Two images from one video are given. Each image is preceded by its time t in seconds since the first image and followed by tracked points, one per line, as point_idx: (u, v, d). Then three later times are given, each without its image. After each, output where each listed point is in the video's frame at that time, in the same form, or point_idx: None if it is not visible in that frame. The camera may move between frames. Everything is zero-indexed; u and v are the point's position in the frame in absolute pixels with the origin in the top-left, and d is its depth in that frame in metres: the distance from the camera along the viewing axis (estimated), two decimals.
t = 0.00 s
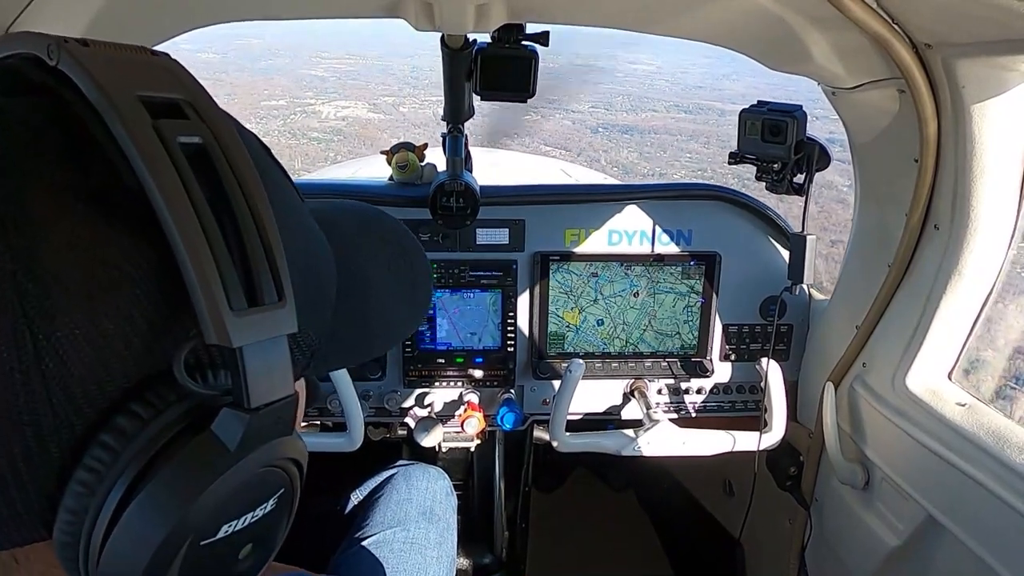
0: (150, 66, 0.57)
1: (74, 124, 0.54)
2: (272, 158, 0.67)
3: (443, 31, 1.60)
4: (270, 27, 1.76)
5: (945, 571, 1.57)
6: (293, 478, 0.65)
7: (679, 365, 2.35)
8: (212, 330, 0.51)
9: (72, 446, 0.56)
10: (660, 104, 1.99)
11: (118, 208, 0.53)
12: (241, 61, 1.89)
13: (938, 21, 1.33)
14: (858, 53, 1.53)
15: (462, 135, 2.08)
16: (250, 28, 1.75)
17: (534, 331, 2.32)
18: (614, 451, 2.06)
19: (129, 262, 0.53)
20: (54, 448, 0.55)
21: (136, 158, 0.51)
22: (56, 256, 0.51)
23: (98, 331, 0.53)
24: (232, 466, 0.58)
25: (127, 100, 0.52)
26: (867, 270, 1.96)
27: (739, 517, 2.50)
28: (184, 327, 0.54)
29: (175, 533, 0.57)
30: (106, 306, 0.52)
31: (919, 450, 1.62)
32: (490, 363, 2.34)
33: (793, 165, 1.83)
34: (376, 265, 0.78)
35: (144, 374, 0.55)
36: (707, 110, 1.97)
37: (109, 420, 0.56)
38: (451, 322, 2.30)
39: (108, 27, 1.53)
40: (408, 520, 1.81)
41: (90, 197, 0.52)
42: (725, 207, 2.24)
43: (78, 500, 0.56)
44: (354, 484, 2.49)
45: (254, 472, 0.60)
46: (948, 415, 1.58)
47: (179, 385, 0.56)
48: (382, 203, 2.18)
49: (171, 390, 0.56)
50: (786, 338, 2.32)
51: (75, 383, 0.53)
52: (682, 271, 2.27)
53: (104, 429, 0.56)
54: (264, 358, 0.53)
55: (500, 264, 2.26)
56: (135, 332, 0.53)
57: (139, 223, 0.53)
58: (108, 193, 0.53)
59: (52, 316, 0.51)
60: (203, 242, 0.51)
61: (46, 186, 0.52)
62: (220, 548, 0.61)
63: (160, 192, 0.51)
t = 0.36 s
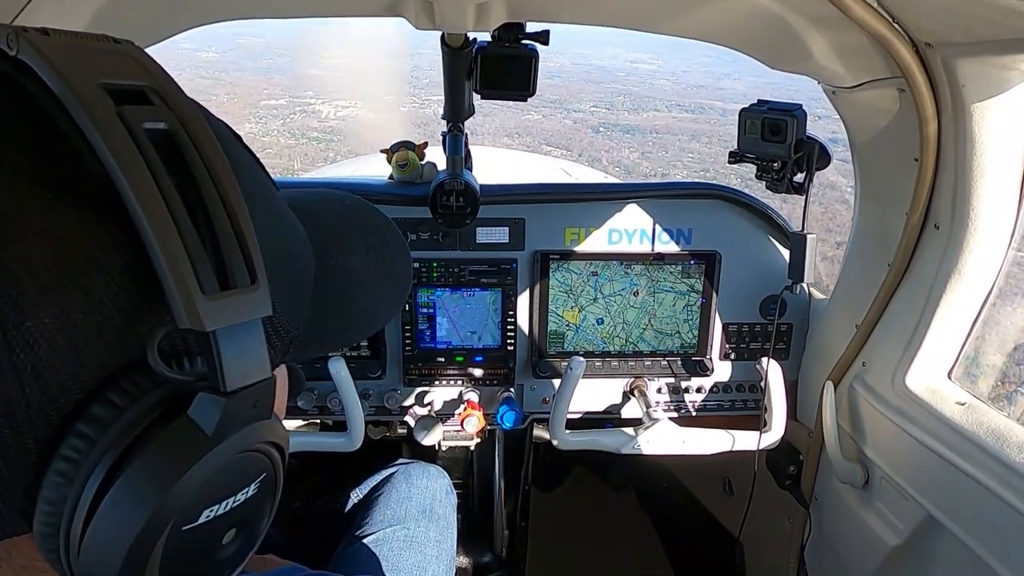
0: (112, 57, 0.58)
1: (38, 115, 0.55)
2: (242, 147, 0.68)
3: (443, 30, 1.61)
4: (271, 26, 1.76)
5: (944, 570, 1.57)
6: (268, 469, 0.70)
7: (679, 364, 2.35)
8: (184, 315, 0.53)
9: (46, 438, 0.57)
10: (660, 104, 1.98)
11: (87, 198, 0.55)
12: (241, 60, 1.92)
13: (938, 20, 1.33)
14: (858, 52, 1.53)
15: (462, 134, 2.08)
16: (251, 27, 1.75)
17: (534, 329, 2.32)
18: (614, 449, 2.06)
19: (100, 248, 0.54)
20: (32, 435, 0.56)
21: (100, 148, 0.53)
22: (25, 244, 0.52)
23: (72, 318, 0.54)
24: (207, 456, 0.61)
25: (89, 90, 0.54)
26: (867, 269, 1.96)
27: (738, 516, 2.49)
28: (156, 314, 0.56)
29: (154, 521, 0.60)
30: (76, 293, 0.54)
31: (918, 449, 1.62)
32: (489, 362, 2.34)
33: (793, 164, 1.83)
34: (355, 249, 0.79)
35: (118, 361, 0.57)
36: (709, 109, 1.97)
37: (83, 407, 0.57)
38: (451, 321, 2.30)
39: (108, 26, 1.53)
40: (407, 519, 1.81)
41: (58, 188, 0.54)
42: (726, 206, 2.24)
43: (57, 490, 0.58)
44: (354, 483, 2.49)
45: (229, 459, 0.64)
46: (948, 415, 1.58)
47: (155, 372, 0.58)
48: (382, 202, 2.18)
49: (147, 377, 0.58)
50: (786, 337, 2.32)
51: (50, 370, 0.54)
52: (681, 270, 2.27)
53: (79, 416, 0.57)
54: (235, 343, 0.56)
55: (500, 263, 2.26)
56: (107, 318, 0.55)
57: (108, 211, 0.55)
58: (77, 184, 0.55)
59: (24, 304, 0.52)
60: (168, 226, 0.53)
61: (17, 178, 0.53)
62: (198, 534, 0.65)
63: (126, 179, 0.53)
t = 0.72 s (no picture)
0: (84, 35, 0.59)
1: (32, 95, 0.57)
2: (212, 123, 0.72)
3: (443, 29, 1.61)
4: (270, 25, 1.76)
5: (943, 570, 1.57)
6: (280, 420, 0.77)
7: (679, 363, 2.35)
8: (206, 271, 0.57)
9: (76, 410, 0.60)
10: (661, 102, 1.96)
11: (94, 173, 0.58)
12: (243, 60, 1.93)
13: (938, 20, 1.33)
14: (857, 52, 1.53)
15: (462, 134, 2.08)
16: (251, 26, 1.75)
17: (534, 328, 2.32)
18: (614, 448, 2.06)
19: (111, 221, 0.58)
20: (62, 404, 0.59)
21: (102, 120, 0.55)
22: (35, 224, 0.55)
23: (89, 286, 0.57)
24: (238, 414, 0.68)
25: (74, 65, 0.55)
26: (867, 268, 1.96)
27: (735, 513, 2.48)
28: (167, 281, 0.61)
29: (195, 477, 0.67)
30: (89, 262, 0.57)
31: (918, 448, 1.63)
32: (489, 361, 2.34)
33: (793, 164, 1.83)
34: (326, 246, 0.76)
35: (136, 329, 0.60)
36: (711, 106, 1.97)
37: (110, 373, 0.61)
38: (451, 320, 2.30)
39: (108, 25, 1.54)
40: (407, 518, 1.81)
41: (64, 164, 0.57)
42: (725, 205, 2.24)
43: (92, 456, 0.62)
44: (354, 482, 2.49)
45: (253, 411, 0.70)
46: (947, 414, 1.58)
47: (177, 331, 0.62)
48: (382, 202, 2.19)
49: (166, 340, 0.63)
50: (786, 337, 2.32)
51: (73, 340, 0.58)
52: (681, 269, 2.27)
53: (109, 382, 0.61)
54: (254, 300, 0.61)
55: (500, 262, 2.26)
56: (121, 281, 0.59)
57: (114, 185, 0.58)
58: (83, 159, 0.57)
59: (44, 278, 0.55)
60: (166, 187, 0.56)
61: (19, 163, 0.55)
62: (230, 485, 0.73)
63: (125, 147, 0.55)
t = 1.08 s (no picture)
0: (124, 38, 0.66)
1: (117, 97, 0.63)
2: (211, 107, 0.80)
3: (443, 29, 1.60)
4: (270, 25, 1.75)
5: (944, 570, 1.57)
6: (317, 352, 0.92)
7: (679, 363, 2.35)
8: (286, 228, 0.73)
9: (201, 369, 0.68)
10: (666, 99, 2.00)
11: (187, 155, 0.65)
12: (243, 63, 1.92)
13: (938, 20, 1.33)
14: (858, 52, 1.53)
15: (462, 134, 2.08)
16: (251, 27, 1.75)
17: (535, 327, 2.32)
18: (614, 448, 2.06)
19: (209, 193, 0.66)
20: (194, 371, 0.67)
21: (174, 109, 0.63)
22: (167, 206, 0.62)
23: (210, 256, 0.65)
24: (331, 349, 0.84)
25: (150, 75, 0.63)
26: (867, 268, 1.96)
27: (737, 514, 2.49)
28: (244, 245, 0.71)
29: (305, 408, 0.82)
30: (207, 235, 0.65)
31: (917, 448, 1.63)
32: (489, 361, 2.34)
33: (792, 163, 1.83)
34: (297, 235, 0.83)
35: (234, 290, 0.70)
36: (715, 104, 1.96)
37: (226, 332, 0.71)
38: (451, 320, 2.30)
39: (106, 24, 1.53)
40: (407, 518, 1.81)
41: (167, 154, 0.63)
42: (726, 205, 2.24)
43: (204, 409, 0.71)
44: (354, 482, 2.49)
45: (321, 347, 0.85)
46: (947, 414, 1.58)
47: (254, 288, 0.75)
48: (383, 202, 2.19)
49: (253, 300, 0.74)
50: (786, 336, 2.32)
51: (201, 309, 0.66)
52: (681, 269, 2.27)
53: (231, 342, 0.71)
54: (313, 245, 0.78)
55: (500, 262, 2.25)
56: (223, 251, 0.67)
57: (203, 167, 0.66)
58: (180, 150, 0.65)
59: (179, 255, 0.62)
60: (259, 165, 0.67)
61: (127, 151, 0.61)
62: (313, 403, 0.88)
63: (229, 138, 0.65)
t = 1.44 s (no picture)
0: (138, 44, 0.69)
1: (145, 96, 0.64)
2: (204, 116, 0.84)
3: (443, 30, 1.60)
4: (270, 27, 1.76)
5: (944, 572, 1.56)
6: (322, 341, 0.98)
7: (680, 364, 2.35)
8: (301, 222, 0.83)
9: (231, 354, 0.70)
10: (668, 99, 1.99)
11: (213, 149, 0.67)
12: (241, 66, 1.93)
13: (938, 21, 1.33)
14: (858, 53, 1.53)
15: (462, 134, 2.08)
16: (250, 29, 1.75)
17: (534, 328, 2.32)
18: (614, 449, 2.06)
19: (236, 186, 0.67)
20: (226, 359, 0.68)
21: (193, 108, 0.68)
22: (204, 196, 0.62)
23: (239, 243, 0.67)
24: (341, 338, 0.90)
25: (170, 74, 0.67)
26: (867, 269, 1.96)
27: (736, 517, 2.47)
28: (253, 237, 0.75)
29: (317, 394, 0.87)
30: (236, 224, 0.66)
31: (916, 448, 1.63)
32: (489, 362, 2.34)
33: (792, 164, 1.83)
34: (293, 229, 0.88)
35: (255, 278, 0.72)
36: (716, 104, 1.96)
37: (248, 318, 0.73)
38: (451, 321, 2.30)
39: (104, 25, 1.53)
40: (407, 518, 1.81)
41: (193, 147, 0.64)
42: (726, 206, 2.24)
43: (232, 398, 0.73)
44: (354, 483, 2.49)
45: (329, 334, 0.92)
46: (947, 415, 1.58)
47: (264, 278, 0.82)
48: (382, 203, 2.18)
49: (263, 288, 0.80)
50: (786, 337, 2.32)
51: (233, 294, 0.66)
52: (681, 269, 2.27)
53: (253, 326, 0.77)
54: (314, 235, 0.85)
55: (500, 263, 2.25)
56: (245, 242, 0.69)
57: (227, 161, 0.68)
58: (202, 144, 0.66)
59: (218, 244, 0.63)
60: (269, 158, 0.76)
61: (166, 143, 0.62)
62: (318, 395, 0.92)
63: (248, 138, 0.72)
